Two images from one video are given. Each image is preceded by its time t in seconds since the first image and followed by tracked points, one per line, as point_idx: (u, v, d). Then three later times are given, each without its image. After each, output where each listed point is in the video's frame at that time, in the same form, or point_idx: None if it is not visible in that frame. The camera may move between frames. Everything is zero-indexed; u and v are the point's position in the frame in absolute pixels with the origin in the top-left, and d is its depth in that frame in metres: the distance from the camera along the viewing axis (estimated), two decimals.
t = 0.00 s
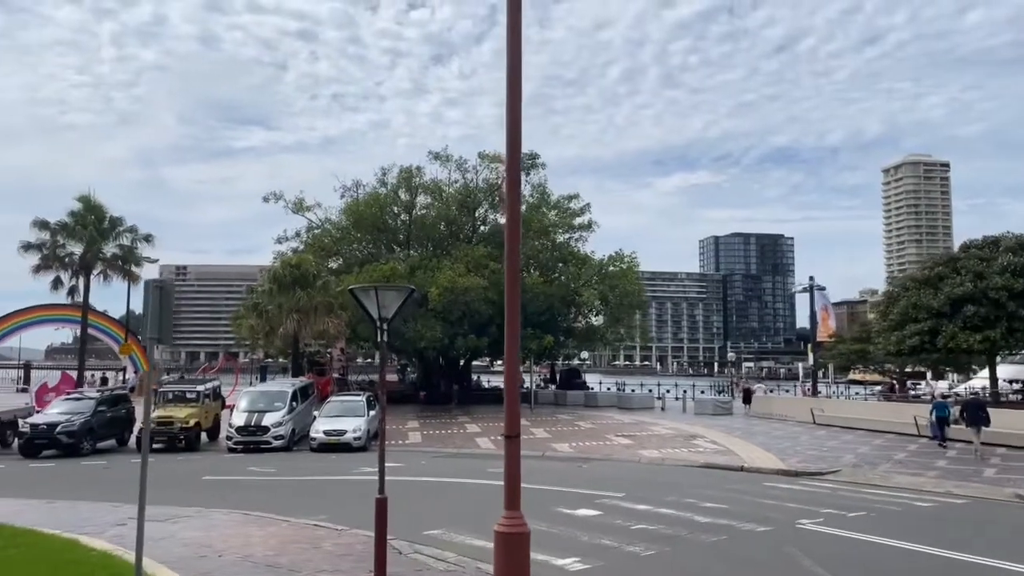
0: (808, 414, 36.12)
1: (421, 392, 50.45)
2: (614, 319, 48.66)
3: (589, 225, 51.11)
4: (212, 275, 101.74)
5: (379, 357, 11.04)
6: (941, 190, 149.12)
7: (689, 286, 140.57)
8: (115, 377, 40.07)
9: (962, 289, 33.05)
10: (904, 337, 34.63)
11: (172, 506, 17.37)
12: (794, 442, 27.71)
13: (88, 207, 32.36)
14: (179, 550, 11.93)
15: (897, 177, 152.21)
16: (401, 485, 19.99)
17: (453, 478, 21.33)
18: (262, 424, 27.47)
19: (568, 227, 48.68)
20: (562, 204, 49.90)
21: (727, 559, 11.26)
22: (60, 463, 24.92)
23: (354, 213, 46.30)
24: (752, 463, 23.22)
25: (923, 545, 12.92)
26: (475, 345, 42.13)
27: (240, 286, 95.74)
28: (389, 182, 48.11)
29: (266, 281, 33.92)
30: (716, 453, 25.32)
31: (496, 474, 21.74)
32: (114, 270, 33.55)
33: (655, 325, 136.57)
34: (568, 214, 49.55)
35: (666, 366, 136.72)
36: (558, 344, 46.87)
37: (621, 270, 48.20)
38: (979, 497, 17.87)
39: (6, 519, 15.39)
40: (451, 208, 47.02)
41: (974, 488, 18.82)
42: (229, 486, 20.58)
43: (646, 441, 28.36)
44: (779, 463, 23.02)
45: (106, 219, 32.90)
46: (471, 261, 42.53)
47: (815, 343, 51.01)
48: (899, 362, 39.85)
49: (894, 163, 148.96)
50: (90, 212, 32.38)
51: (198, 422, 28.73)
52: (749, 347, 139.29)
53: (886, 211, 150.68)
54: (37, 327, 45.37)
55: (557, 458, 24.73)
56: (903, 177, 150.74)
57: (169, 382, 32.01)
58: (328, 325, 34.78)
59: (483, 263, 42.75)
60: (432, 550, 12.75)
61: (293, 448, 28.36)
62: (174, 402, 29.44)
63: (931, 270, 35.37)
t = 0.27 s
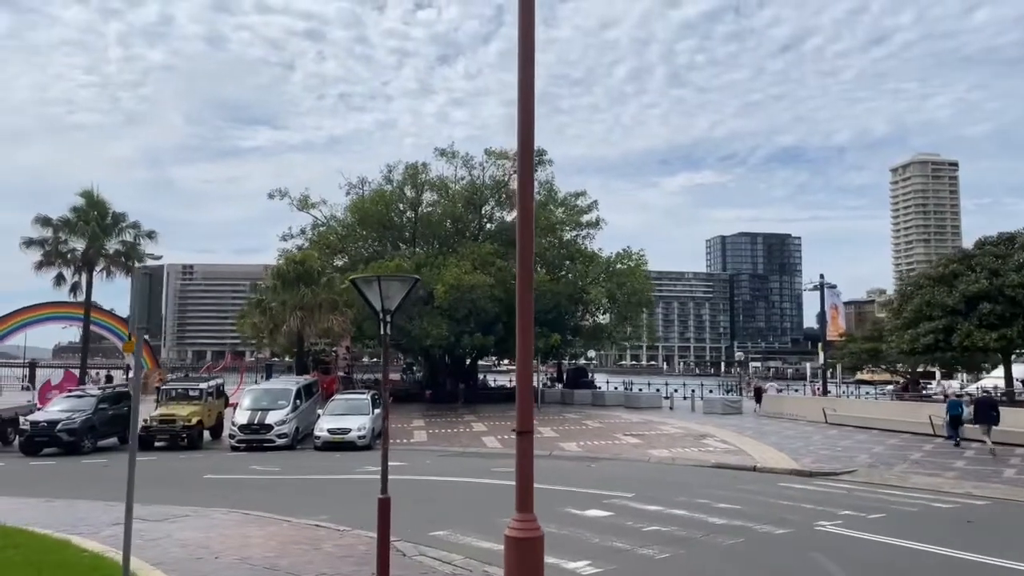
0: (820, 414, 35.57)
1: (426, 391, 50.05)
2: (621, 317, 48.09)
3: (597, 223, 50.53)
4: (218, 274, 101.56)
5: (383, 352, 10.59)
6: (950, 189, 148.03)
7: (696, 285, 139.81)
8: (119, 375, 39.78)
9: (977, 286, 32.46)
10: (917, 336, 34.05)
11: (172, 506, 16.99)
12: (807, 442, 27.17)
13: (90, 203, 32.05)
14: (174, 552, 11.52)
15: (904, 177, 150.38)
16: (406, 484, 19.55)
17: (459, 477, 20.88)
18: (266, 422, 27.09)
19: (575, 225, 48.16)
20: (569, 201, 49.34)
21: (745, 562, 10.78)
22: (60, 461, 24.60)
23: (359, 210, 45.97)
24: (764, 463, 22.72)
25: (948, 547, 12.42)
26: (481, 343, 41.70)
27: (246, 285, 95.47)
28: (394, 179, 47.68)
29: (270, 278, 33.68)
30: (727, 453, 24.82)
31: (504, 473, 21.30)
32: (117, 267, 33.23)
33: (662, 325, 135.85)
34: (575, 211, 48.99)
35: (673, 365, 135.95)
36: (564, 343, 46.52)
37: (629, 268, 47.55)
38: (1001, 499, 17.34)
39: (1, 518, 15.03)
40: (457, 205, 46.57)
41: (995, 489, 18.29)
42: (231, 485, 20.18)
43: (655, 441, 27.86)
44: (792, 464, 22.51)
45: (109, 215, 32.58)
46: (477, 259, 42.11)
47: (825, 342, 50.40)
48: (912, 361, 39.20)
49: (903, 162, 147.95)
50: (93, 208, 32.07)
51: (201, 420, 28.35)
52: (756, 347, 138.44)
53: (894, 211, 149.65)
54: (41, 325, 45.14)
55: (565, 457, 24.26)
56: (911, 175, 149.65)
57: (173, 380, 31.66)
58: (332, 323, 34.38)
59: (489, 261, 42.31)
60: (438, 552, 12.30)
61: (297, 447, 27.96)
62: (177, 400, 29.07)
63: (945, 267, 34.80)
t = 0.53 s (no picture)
0: (836, 416, 34.90)
1: (435, 393, 49.60)
2: (632, 319, 47.41)
3: (607, 223, 49.88)
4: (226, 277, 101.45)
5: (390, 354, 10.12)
6: (962, 190, 146.71)
7: (706, 287, 138.90)
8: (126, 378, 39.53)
9: (998, 286, 31.75)
10: (936, 337, 33.34)
11: (175, 512, 16.56)
12: (825, 445, 26.55)
13: (96, 204, 31.76)
14: (173, 562, 11.07)
15: (915, 178, 148.25)
16: (414, 489, 19.06)
17: (469, 482, 20.38)
18: (272, 425, 26.66)
19: (585, 225, 47.60)
20: (579, 202, 48.73)
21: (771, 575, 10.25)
22: (63, 465, 24.24)
23: (367, 211, 45.54)
24: (782, 467, 22.14)
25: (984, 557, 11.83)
26: (491, 344, 41.23)
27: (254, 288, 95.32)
28: (402, 179, 47.24)
29: (277, 279, 33.36)
30: (743, 457, 24.23)
31: (514, 477, 20.80)
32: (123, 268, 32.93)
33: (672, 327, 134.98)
34: (585, 212, 48.40)
35: (683, 368, 135.09)
36: (574, 345, 46.04)
37: (640, 269, 46.86)
38: None
39: None
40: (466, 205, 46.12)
41: None
42: (235, 490, 19.74)
43: (669, 444, 27.29)
44: (810, 468, 21.91)
45: (115, 216, 32.29)
46: (486, 259, 41.63)
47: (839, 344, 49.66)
48: (930, 363, 38.45)
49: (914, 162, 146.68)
50: (99, 209, 31.79)
51: (207, 423, 27.98)
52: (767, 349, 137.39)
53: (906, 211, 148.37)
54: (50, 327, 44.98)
55: (578, 461, 23.72)
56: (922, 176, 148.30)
57: (179, 382, 31.29)
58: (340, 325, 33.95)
59: (498, 261, 41.80)
60: (447, 562, 11.80)
61: (304, 450, 27.54)
62: (182, 402, 28.69)
63: (963, 267, 34.12)
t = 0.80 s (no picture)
0: (859, 418, 34.15)
1: (450, 394, 49.17)
2: (649, 318, 46.77)
3: (624, 221, 49.18)
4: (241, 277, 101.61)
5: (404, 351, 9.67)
6: (982, 189, 144.68)
7: (722, 288, 137.70)
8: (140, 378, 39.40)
9: None
10: (962, 336, 32.49)
11: (183, 513, 16.19)
12: (849, 447, 25.87)
13: (109, 203, 31.61)
14: (178, 565, 10.69)
15: (933, 177, 145.84)
16: (429, 491, 18.62)
17: (484, 483, 19.91)
18: (285, 425, 26.31)
19: (601, 224, 47.00)
20: (595, 200, 48.13)
21: None
22: (75, 465, 24.00)
23: (381, 209, 45.17)
24: (806, 469, 21.53)
25: None
26: (505, 344, 40.75)
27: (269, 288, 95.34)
28: (416, 177, 46.81)
29: (290, 278, 32.89)
30: (765, 458, 23.62)
31: (530, 478, 20.31)
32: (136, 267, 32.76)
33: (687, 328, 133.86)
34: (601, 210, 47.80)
35: (699, 369, 133.91)
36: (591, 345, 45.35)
37: (657, 268, 46.21)
38: None
39: (4, 525, 14.32)
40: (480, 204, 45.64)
41: None
42: (246, 491, 19.37)
43: (688, 446, 26.70)
44: (836, 470, 21.28)
45: (127, 215, 32.12)
46: (500, 258, 41.12)
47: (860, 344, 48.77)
48: (955, 363, 37.56)
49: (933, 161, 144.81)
50: (112, 207, 31.62)
51: (220, 423, 27.69)
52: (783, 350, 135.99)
53: (925, 211, 146.49)
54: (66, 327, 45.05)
55: (595, 463, 23.19)
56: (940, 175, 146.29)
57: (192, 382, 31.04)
58: (353, 324, 33.56)
59: (513, 260, 41.28)
60: (462, 567, 11.34)
61: (317, 450, 27.18)
62: (195, 402, 28.42)
63: (989, 265, 33.30)
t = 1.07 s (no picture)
0: (877, 424, 33.45)
1: (459, 399, 48.76)
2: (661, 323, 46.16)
3: (635, 225, 48.57)
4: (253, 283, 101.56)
5: (411, 354, 9.20)
6: (995, 193, 143.33)
7: (733, 293, 136.72)
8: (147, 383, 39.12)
9: None
10: (983, 340, 31.73)
11: (185, 521, 15.73)
12: (868, 454, 25.21)
13: (115, 206, 31.39)
14: None
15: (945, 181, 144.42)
16: (437, 498, 18.13)
17: (495, 491, 19.38)
18: (292, 431, 25.85)
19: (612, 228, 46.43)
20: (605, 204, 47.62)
21: None
22: (78, 471, 23.64)
23: (390, 213, 44.80)
24: (826, 476, 20.90)
25: None
26: (516, 349, 40.26)
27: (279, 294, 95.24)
28: (425, 181, 46.43)
29: (297, 282, 32.52)
30: (783, 465, 23.01)
31: (542, 486, 19.78)
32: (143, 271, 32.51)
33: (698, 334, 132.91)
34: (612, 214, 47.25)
35: (709, 375, 132.93)
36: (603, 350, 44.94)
37: (669, 272, 45.62)
38: None
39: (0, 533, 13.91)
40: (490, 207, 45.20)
41: None
42: (251, 498, 18.95)
43: (703, 452, 26.10)
44: (856, 478, 20.66)
45: (134, 219, 31.88)
46: (510, 262, 40.67)
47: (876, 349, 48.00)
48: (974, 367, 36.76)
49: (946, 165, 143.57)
50: (118, 211, 31.40)
51: (226, 428, 27.29)
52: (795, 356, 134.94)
53: (937, 216, 145.14)
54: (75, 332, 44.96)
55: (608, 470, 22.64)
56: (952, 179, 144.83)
57: (199, 387, 30.66)
58: (362, 328, 33.10)
59: (523, 264, 40.86)
60: None
61: (324, 457, 26.71)
62: (201, 408, 28.04)
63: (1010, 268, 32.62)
